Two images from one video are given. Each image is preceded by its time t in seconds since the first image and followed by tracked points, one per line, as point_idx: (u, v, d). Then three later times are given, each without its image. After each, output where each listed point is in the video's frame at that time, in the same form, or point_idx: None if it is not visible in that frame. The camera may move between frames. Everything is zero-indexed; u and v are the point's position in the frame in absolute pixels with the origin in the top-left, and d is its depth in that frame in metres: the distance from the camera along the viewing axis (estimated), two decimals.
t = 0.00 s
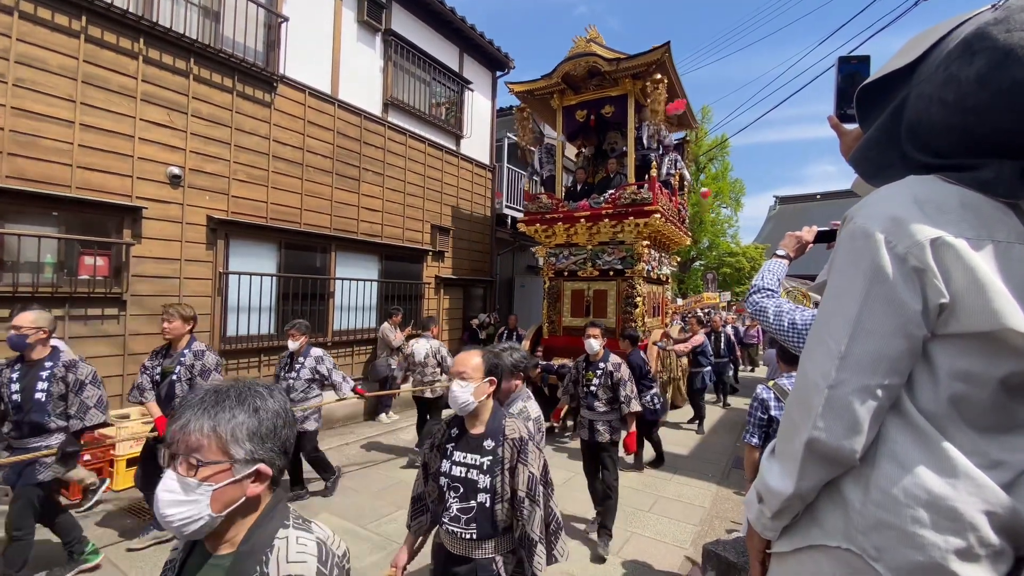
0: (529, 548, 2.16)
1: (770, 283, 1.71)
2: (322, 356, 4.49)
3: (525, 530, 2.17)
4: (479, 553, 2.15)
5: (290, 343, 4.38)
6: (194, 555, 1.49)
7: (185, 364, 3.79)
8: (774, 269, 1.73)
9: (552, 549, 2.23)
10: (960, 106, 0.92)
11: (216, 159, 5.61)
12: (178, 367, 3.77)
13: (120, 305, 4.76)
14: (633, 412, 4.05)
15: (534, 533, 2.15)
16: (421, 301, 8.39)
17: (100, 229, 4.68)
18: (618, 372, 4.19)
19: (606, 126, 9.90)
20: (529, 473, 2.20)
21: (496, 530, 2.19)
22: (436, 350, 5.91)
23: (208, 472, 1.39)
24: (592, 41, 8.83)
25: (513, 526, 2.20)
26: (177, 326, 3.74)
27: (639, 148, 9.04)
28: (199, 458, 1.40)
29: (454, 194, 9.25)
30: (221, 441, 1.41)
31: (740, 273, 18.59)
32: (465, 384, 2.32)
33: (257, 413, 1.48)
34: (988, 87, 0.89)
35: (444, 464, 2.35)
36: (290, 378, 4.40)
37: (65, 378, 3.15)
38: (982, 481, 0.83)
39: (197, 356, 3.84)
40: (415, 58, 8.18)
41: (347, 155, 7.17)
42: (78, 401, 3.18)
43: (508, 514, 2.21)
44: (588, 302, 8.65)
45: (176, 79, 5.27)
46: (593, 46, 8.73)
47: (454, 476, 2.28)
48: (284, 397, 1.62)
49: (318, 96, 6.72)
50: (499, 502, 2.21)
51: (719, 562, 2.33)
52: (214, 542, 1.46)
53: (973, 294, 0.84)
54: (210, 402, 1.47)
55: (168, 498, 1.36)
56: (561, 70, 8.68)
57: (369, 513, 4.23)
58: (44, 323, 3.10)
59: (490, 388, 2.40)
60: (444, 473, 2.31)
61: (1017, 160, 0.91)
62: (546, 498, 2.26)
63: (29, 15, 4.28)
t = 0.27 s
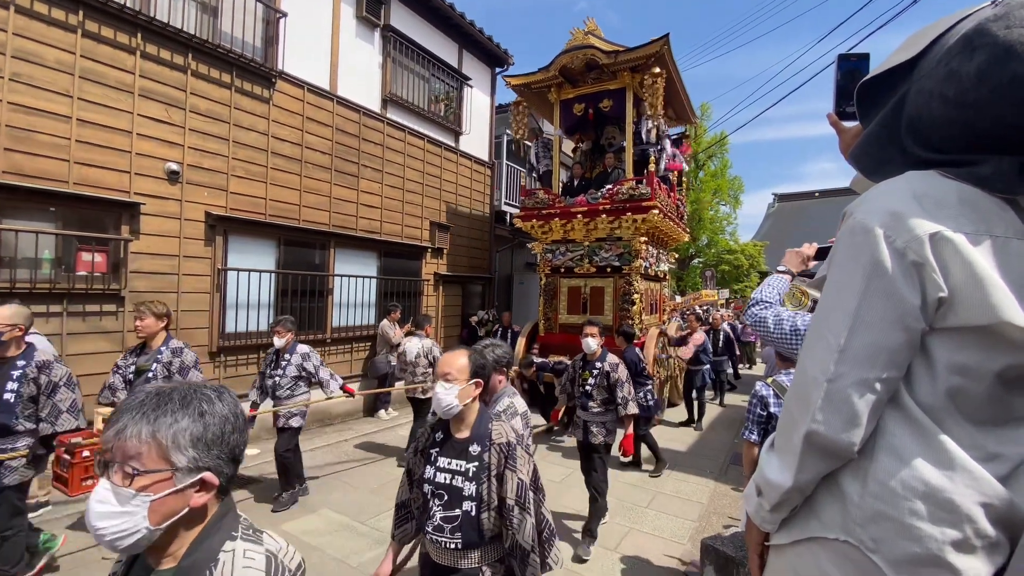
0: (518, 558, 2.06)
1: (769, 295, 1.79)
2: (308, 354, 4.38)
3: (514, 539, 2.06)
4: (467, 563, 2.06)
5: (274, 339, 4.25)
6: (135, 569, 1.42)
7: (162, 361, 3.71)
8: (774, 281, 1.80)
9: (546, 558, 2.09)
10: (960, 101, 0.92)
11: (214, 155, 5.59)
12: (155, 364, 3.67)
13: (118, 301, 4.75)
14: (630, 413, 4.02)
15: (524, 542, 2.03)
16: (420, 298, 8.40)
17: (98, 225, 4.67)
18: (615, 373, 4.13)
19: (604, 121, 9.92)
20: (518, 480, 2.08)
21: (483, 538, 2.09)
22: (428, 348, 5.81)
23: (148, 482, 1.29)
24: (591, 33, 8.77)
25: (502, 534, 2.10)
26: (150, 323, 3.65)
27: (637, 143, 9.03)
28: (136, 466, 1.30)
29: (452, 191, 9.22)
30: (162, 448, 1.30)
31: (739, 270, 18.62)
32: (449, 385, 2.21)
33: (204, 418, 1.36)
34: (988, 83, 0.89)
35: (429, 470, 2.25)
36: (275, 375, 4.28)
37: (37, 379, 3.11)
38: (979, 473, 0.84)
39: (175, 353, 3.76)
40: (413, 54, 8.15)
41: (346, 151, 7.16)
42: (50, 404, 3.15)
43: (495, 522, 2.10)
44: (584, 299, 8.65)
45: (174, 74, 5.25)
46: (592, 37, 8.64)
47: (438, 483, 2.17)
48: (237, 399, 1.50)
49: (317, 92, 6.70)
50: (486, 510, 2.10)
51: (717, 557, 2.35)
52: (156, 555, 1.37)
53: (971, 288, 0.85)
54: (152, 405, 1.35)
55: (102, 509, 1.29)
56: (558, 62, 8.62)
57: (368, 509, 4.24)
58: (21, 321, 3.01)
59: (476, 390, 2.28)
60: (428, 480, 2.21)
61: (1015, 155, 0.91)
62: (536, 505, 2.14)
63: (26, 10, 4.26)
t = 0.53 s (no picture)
0: None
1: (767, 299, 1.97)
2: (293, 355, 4.24)
3: (503, 561, 1.87)
4: None
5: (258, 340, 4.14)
6: None
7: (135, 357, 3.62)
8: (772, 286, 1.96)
9: None
10: (959, 97, 0.92)
11: (211, 151, 5.56)
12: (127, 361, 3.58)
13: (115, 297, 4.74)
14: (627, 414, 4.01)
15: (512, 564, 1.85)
16: (418, 294, 8.40)
17: (95, 221, 4.65)
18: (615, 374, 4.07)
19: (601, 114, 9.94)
20: (510, 494, 1.91)
21: (469, 557, 1.90)
22: (420, 347, 5.79)
23: (83, 493, 1.22)
24: (587, 25, 8.72)
25: (489, 552, 1.91)
26: (114, 317, 3.50)
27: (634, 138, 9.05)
28: (70, 476, 1.23)
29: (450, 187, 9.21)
30: (98, 458, 1.23)
31: (737, 267, 18.66)
32: (444, 387, 2.05)
33: (146, 424, 1.29)
34: (986, 78, 0.90)
35: (415, 475, 2.07)
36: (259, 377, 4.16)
37: (9, 378, 3.06)
38: (974, 467, 0.85)
39: (149, 345, 3.70)
40: (411, 49, 8.12)
41: (343, 147, 7.13)
42: (21, 404, 3.11)
43: (483, 540, 1.91)
44: (580, 296, 8.65)
45: (170, 70, 5.22)
46: (588, 29, 8.58)
47: (423, 491, 1.99)
48: (187, 403, 1.42)
49: (314, 88, 6.67)
50: (473, 526, 1.91)
51: (714, 552, 2.36)
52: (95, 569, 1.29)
53: (967, 283, 0.85)
54: (90, 410, 1.28)
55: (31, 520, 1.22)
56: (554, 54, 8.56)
57: (365, 505, 4.25)
58: None
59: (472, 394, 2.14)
60: (413, 486, 2.03)
61: (1013, 151, 0.92)
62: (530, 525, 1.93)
63: (21, 4, 4.22)
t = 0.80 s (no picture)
0: None
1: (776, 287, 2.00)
2: (279, 352, 4.22)
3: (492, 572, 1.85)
4: None
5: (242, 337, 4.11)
6: None
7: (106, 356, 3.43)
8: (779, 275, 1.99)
9: None
10: (958, 90, 0.92)
11: (207, 147, 5.53)
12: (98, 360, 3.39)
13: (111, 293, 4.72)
14: (624, 413, 3.96)
15: None
16: (415, 290, 8.39)
17: (90, 217, 4.62)
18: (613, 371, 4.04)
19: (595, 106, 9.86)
20: (501, 505, 1.87)
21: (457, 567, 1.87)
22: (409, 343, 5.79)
23: (9, 515, 1.12)
24: (582, 16, 8.67)
25: (478, 562, 1.89)
26: (83, 314, 3.32)
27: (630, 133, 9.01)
28: None
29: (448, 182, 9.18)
30: (28, 475, 1.13)
31: (734, 263, 18.70)
32: (435, 387, 2.01)
33: (87, 438, 1.20)
34: (985, 72, 0.89)
35: (403, 479, 2.04)
36: (242, 373, 4.12)
37: None
38: (968, 461, 0.85)
39: (119, 343, 3.49)
40: (408, 44, 8.07)
41: (340, 143, 7.10)
42: None
43: (473, 549, 1.88)
44: (575, 291, 8.66)
45: (165, 64, 5.17)
46: (583, 20, 8.52)
47: (411, 499, 1.96)
48: (134, 414, 1.33)
49: (310, 83, 6.63)
50: (462, 537, 1.88)
51: (710, 546, 2.38)
52: None
53: (963, 277, 0.85)
54: (21, 421, 1.18)
55: None
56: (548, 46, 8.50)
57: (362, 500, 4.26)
58: None
59: (465, 394, 2.09)
60: (401, 492, 2.00)
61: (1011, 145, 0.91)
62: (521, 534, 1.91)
63: None
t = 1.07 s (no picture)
0: None
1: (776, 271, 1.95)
2: (267, 348, 4.21)
3: None
4: None
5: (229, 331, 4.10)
6: None
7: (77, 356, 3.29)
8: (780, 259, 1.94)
9: None
10: (954, 84, 0.92)
11: (202, 142, 5.50)
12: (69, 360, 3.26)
13: (107, 290, 4.70)
14: (622, 412, 3.96)
15: None
16: (413, 287, 8.39)
17: (86, 213, 4.60)
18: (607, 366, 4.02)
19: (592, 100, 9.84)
20: (484, 513, 1.85)
21: None
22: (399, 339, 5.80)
23: None
24: (578, 6, 8.62)
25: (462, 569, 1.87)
26: (55, 312, 3.20)
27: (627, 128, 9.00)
28: None
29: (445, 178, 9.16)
30: None
31: (731, 258, 18.75)
32: (416, 388, 1.99)
33: None
34: (981, 65, 0.89)
35: (385, 486, 2.02)
36: (230, 369, 4.10)
37: None
38: (962, 455, 0.86)
39: (91, 343, 3.35)
40: (405, 39, 8.03)
41: (337, 139, 7.07)
42: None
43: (456, 558, 1.86)
44: (571, 287, 8.67)
45: (160, 59, 5.14)
46: (579, 11, 8.48)
47: (392, 508, 1.94)
48: (35, 424, 1.12)
49: (306, 78, 6.60)
50: (446, 544, 1.86)
51: (706, 539, 2.39)
52: None
53: (958, 272, 0.85)
54: None
55: None
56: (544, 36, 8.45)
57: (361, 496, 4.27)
58: None
59: (449, 395, 2.06)
60: (382, 500, 1.98)
61: (1008, 139, 0.91)
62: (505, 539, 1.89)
63: None
